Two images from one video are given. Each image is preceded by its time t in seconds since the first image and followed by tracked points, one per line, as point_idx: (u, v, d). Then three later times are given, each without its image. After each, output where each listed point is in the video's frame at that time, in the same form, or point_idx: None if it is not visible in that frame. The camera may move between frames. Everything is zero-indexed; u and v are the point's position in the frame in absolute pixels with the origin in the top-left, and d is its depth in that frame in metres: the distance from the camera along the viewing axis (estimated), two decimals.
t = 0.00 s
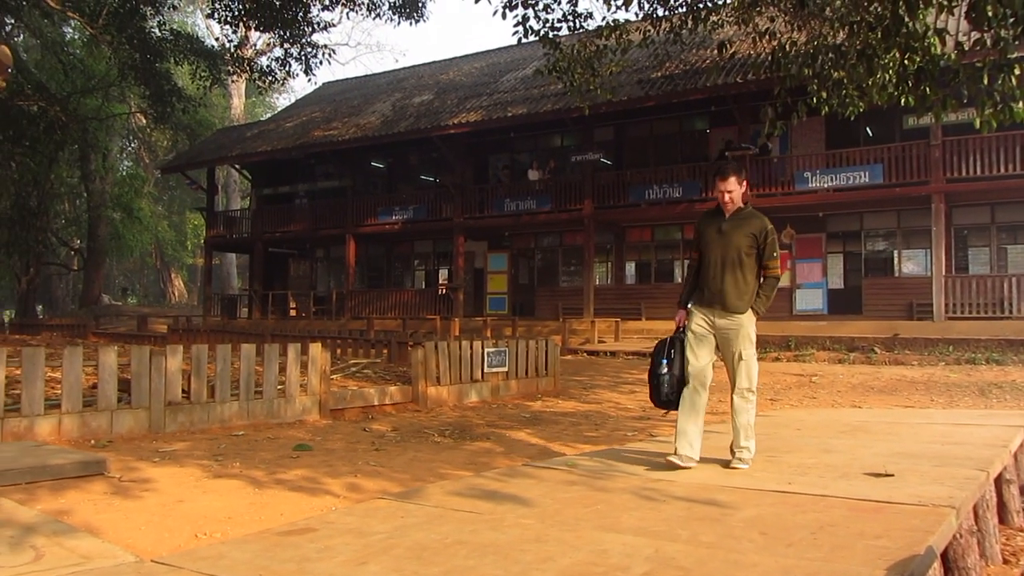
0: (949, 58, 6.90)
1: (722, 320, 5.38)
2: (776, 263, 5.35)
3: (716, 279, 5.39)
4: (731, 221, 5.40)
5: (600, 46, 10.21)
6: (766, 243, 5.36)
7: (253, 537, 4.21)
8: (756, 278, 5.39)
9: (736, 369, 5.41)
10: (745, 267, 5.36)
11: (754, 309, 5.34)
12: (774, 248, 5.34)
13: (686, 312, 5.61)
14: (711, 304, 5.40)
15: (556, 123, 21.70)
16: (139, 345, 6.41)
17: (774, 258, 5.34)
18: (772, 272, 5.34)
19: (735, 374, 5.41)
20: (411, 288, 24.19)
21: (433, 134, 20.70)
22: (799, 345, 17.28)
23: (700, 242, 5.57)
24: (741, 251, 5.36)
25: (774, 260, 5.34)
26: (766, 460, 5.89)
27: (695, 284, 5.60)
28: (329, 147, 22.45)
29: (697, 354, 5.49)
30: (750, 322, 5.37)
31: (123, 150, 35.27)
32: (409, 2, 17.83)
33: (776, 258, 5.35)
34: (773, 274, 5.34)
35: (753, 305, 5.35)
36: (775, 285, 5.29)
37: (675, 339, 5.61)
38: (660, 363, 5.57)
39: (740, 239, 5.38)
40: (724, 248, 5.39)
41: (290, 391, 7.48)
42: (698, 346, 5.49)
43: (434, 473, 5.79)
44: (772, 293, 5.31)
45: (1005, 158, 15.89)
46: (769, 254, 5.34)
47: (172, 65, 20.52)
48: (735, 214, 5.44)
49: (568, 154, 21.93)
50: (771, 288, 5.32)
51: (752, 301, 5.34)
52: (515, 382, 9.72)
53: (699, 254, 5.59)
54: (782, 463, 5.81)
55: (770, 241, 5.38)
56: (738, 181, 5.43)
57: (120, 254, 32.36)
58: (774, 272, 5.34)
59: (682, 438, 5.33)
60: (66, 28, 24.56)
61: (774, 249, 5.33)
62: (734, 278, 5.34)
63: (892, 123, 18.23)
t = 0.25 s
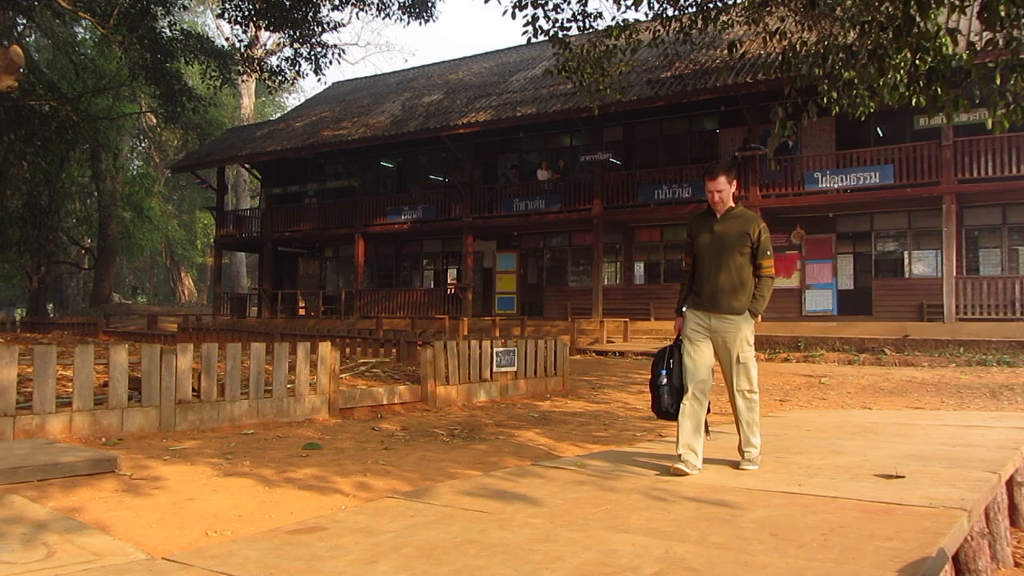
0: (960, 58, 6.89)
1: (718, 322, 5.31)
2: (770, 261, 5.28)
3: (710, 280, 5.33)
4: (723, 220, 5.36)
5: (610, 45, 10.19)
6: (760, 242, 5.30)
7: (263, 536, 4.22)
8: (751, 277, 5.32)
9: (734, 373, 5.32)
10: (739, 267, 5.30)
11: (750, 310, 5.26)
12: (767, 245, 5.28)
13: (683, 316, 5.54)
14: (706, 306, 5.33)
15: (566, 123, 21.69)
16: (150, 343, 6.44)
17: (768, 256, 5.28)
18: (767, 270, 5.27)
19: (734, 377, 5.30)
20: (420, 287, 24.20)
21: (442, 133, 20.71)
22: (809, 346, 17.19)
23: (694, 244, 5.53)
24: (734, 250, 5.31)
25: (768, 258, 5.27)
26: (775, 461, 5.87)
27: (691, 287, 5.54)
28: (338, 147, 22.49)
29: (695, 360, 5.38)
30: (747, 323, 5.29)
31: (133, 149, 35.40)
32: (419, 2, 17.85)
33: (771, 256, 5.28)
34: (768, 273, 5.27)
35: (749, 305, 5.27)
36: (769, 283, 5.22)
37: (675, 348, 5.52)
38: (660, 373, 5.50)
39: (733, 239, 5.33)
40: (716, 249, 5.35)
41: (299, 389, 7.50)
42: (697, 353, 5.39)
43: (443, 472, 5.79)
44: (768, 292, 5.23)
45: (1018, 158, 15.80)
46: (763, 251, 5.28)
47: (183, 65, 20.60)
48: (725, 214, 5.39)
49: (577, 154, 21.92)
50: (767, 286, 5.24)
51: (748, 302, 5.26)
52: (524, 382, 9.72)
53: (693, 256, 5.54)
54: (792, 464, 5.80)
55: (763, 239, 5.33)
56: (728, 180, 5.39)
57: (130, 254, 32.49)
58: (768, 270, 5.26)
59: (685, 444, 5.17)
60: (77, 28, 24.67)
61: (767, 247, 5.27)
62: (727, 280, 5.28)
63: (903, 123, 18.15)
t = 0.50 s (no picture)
0: (972, 57, 6.83)
1: (707, 322, 5.13)
2: (762, 257, 5.05)
3: (700, 280, 5.15)
4: (710, 218, 5.16)
5: (619, 44, 10.20)
6: (750, 237, 5.08)
7: (274, 534, 4.23)
8: (742, 274, 5.10)
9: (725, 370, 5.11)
10: (729, 265, 5.10)
11: (740, 307, 5.05)
12: (758, 241, 5.04)
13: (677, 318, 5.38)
14: (697, 308, 5.17)
15: (575, 122, 21.69)
16: (161, 343, 6.46)
17: (759, 252, 5.04)
18: (758, 266, 5.04)
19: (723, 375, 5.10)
20: (429, 287, 24.23)
21: (451, 133, 20.72)
22: (819, 346, 17.13)
23: (684, 244, 5.35)
24: (723, 248, 5.12)
25: (760, 255, 5.04)
26: (786, 461, 5.85)
27: (684, 288, 5.37)
28: (347, 146, 22.54)
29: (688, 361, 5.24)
30: (739, 321, 5.08)
31: (143, 149, 35.54)
32: (428, 2, 17.87)
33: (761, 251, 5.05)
34: (759, 269, 5.03)
35: (740, 303, 5.06)
36: (760, 280, 5.00)
37: (670, 352, 5.40)
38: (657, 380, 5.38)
39: (722, 237, 5.13)
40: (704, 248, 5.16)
41: (310, 389, 7.51)
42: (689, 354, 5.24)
43: (453, 472, 5.78)
44: (759, 288, 5.00)
45: None
46: (753, 248, 5.06)
47: (192, 65, 20.68)
48: (714, 211, 5.18)
49: (586, 153, 21.91)
50: (758, 282, 5.02)
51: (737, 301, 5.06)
52: (533, 381, 9.73)
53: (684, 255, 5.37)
54: (803, 464, 5.77)
55: (754, 235, 5.10)
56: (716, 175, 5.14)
57: (140, 254, 32.62)
58: (759, 266, 5.03)
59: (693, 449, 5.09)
60: (87, 29, 24.78)
61: (757, 243, 5.04)
62: (716, 278, 5.10)
63: (914, 122, 18.09)
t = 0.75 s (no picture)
0: (985, 55, 6.74)
1: (706, 314, 4.94)
2: (763, 247, 4.86)
3: (700, 272, 4.97)
4: (709, 209, 4.99)
5: (629, 42, 10.18)
6: (751, 228, 4.90)
7: (287, 531, 4.24)
8: (744, 265, 4.90)
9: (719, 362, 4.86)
10: (729, 256, 4.91)
11: (741, 297, 4.84)
12: (759, 231, 4.86)
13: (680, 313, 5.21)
14: (696, 301, 4.98)
15: (585, 120, 21.68)
16: (173, 340, 6.49)
17: (761, 242, 4.87)
18: (760, 257, 4.84)
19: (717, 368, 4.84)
20: (439, 285, 24.26)
21: (461, 131, 20.73)
22: (830, 345, 17.06)
23: (683, 238, 5.18)
24: (723, 240, 4.94)
25: (761, 244, 4.86)
26: (798, 461, 5.82)
27: (685, 283, 5.19)
28: (358, 145, 22.59)
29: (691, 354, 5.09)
30: (740, 312, 4.85)
31: (154, 148, 35.70)
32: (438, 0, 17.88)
33: (763, 241, 4.86)
34: (760, 259, 4.84)
35: (740, 294, 4.85)
36: (762, 271, 4.80)
37: (675, 346, 5.20)
38: (662, 375, 5.19)
39: (721, 228, 4.96)
40: (705, 240, 5.00)
41: (321, 386, 7.53)
42: (694, 348, 5.07)
43: (465, 469, 5.78)
44: (761, 278, 4.80)
45: None
46: (754, 238, 4.87)
47: (204, 64, 20.76)
48: (714, 203, 5.00)
49: (596, 151, 21.90)
50: (759, 273, 4.82)
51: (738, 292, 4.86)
52: (544, 379, 9.73)
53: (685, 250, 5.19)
54: (815, 463, 5.76)
55: (755, 226, 4.92)
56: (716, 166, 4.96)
57: (150, 252, 32.76)
58: (761, 256, 4.84)
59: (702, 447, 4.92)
60: (100, 27, 24.91)
61: (759, 234, 4.86)
62: (716, 270, 4.92)
63: (925, 120, 18.03)
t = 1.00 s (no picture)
0: (999, 51, 6.72)
1: (708, 315, 4.81)
2: (768, 248, 4.68)
3: (702, 271, 4.84)
4: (715, 206, 4.83)
5: (639, 40, 10.18)
6: (756, 228, 4.74)
7: (299, 527, 4.26)
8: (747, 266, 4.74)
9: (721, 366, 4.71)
10: (732, 256, 4.76)
11: (742, 300, 4.69)
12: (764, 230, 4.69)
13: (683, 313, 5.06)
14: (698, 302, 4.85)
15: (595, 118, 21.65)
16: (185, 337, 6.52)
17: (766, 243, 4.69)
18: (764, 258, 4.67)
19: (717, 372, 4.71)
20: (448, 283, 24.29)
21: (471, 129, 20.73)
22: (841, 343, 16.98)
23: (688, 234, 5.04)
24: (726, 238, 4.79)
25: (766, 245, 4.68)
26: (809, 460, 5.81)
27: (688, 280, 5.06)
28: (368, 143, 22.62)
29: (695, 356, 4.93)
30: (742, 316, 4.71)
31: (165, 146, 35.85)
32: None
33: (769, 242, 4.69)
34: (764, 260, 4.66)
35: (741, 296, 4.70)
36: (765, 273, 4.63)
37: (679, 346, 4.98)
38: (665, 375, 4.94)
39: (726, 226, 4.80)
40: (708, 238, 4.85)
41: (331, 383, 7.55)
42: (698, 350, 4.92)
43: (475, 467, 5.78)
44: (763, 281, 4.64)
45: None
46: (759, 239, 4.70)
47: (214, 63, 20.84)
48: (720, 200, 4.85)
49: (606, 149, 21.88)
50: (763, 275, 4.65)
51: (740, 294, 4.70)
52: (554, 377, 9.74)
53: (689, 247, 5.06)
54: (826, 462, 5.75)
55: (762, 225, 4.75)
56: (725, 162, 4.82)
57: (161, 250, 32.90)
58: (765, 257, 4.66)
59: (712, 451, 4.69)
60: (112, 26, 25.02)
61: (764, 233, 4.69)
62: (718, 270, 4.77)
63: (937, 118, 17.96)
